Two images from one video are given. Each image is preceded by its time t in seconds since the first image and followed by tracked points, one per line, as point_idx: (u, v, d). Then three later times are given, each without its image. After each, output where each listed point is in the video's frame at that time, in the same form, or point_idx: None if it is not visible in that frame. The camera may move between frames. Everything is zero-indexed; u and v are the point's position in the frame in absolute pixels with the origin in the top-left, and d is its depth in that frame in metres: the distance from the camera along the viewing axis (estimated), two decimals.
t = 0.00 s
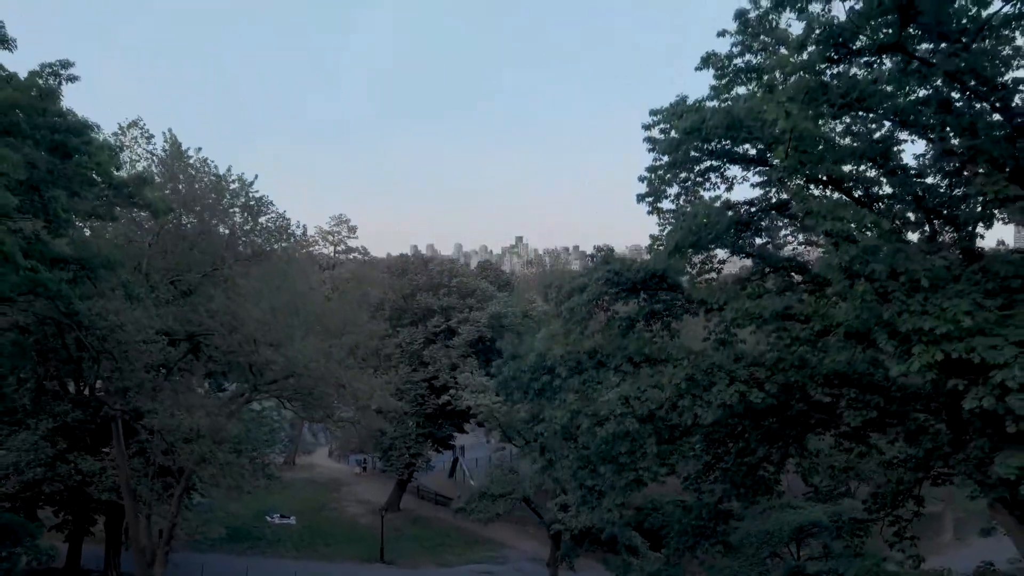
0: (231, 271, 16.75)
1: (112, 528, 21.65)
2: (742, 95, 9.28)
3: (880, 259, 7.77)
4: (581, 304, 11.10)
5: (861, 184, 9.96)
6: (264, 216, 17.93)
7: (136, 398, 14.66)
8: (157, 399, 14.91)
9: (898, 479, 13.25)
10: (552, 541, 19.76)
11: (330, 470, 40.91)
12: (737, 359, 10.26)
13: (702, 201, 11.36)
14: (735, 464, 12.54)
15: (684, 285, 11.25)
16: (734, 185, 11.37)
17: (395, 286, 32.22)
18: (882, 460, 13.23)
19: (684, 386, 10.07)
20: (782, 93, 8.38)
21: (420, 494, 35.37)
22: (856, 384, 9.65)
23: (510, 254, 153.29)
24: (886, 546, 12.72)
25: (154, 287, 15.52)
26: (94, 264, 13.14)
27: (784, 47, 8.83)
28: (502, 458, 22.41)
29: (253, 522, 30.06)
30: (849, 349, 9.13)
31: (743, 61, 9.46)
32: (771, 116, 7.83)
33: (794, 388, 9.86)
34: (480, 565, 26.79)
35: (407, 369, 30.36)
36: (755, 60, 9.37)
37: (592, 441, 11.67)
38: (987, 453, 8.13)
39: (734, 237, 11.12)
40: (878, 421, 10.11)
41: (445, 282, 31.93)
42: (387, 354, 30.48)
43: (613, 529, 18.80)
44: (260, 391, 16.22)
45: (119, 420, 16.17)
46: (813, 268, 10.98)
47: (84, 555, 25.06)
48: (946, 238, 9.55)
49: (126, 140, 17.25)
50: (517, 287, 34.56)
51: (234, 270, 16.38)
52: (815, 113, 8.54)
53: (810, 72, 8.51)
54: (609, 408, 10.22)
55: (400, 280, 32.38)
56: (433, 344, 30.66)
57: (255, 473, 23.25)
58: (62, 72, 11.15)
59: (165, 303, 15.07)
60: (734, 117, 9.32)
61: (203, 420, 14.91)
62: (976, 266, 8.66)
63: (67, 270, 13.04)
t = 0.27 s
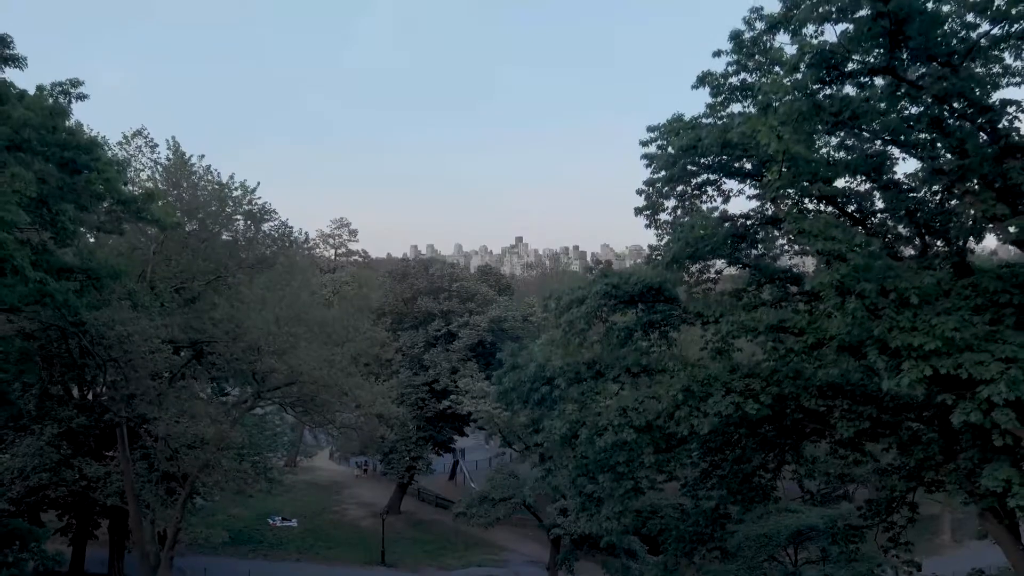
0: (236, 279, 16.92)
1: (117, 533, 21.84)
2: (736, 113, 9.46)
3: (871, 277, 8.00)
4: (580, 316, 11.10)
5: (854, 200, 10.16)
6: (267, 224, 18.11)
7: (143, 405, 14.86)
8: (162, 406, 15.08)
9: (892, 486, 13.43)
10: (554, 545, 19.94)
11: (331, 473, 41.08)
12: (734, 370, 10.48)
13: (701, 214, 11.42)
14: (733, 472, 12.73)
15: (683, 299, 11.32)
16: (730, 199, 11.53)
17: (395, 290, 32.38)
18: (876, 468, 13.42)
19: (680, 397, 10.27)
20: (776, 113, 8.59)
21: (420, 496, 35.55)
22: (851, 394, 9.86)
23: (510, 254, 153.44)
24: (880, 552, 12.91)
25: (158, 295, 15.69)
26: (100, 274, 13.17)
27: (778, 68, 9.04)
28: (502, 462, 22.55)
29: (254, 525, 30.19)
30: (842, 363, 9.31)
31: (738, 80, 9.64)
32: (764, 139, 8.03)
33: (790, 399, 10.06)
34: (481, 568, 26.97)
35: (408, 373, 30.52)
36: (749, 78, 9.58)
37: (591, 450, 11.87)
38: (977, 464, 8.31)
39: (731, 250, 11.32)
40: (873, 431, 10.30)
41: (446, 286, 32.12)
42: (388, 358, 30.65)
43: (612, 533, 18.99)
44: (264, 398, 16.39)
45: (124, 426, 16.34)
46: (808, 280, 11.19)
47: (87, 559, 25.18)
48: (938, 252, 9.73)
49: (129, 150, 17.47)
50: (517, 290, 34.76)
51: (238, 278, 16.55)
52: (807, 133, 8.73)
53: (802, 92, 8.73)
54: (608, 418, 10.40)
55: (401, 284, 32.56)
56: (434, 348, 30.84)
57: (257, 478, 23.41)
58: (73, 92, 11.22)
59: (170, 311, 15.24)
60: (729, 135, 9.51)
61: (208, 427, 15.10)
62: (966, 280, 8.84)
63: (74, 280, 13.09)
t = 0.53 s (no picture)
0: (239, 287, 17.10)
1: (120, 536, 22.04)
2: (731, 130, 9.68)
3: (862, 293, 8.20)
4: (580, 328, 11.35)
5: (847, 215, 10.36)
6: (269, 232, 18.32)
7: (148, 412, 15.07)
8: (166, 413, 15.29)
9: (886, 493, 13.64)
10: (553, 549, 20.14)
11: (333, 475, 41.30)
12: (729, 380, 10.68)
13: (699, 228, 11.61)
14: (729, 480, 12.94)
15: (679, 310, 11.62)
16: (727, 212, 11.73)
17: (396, 294, 32.59)
18: (871, 475, 13.63)
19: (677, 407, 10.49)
20: (769, 132, 8.80)
21: (421, 499, 35.76)
22: (843, 405, 10.07)
23: (511, 255, 153.57)
24: (874, 558, 13.12)
25: (162, 303, 15.88)
26: (106, 283, 13.37)
27: (772, 88, 9.25)
28: (502, 467, 22.71)
29: (256, 528, 30.39)
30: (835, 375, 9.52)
31: (734, 97, 9.85)
32: (756, 160, 8.24)
33: (784, 410, 10.27)
34: (481, 571, 27.17)
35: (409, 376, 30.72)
36: (744, 97, 9.80)
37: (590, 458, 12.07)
38: (965, 476, 8.52)
39: (727, 262, 11.52)
40: (866, 441, 10.50)
41: (446, 290, 32.33)
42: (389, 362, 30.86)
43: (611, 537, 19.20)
44: (267, 405, 16.59)
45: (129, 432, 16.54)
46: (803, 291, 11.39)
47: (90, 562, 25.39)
48: (929, 265, 9.92)
49: (133, 161, 17.76)
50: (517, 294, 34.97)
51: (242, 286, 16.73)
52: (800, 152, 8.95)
53: (795, 112, 8.94)
54: (606, 427, 10.61)
55: (402, 288, 32.76)
56: (434, 351, 31.05)
57: (260, 482, 23.61)
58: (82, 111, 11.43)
59: (175, 319, 15.43)
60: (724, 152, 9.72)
61: (212, 433, 15.31)
62: (955, 295, 9.05)
63: (81, 289, 13.24)
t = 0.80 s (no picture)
0: (242, 294, 17.27)
1: (124, 540, 22.23)
2: (726, 146, 9.87)
3: (853, 309, 8.41)
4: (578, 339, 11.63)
5: (841, 230, 10.55)
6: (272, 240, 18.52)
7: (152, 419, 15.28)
8: (170, 420, 15.47)
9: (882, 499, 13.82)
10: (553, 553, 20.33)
11: (334, 477, 41.50)
12: (725, 390, 10.88)
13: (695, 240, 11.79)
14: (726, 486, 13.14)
15: (675, 321, 11.85)
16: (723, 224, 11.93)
17: (397, 298, 32.79)
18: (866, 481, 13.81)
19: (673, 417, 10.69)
20: (763, 150, 9.00)
21: (422, 501, 35.95)
22: (837, 415, 10.26)
23: (511, 255, 153.69)
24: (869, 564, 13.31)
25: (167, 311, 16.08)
26: (112, 293, 13.59)
27: (767, 106, 9.46)
28: (502, 471, 22.87)
29: (258, 530, 30.59)
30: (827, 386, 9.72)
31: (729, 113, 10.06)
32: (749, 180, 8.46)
33: (778, 419, 10.47)
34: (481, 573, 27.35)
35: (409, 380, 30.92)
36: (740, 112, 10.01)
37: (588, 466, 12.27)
38: (954, 485, 8.72)
39: (723, 273, 11.71)
40: (860, 450, 10.69)
41: (447, 294, 32.52)
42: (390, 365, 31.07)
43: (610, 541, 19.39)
44: (270, 411, 16.78)
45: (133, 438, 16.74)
46: (799, 302, 11.59)
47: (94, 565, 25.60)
48: (921, 279, 10.10)
49: (138, 169, 17.98)
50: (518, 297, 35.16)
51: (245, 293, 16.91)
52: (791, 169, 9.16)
53: (788, 130, 9.13)
54: (604, 437, 10.81)
55: (403, 292, 32.97)
56: (435, 355, 31.25)
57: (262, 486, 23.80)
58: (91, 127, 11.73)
59: (180, 327, 15.60)
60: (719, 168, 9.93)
61: (216, 440, 15.51)
62: (946, 309, 9.25)
63: (86, 298, 13.43)
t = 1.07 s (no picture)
0: (245, 301, 17.40)
1: (127, 544, 22.40)
2: (722, 160, 10.08)
3: (845, 324, 8.61)
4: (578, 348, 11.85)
5: (835, 242, 10.75)
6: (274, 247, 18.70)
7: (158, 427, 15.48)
8: (175, 427, 15.62)
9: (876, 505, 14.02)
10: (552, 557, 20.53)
11: (335, 479, 41.69)
12: (721, 400, 11.09)
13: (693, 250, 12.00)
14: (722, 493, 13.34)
15: (672, 331, 12.07)
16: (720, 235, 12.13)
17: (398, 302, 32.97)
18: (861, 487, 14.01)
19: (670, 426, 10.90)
20: (758, 168, 9.21)
21: (423, 504, 36.15)
22: (830, 425, 10.47)
23: (511, 256, 153.85)
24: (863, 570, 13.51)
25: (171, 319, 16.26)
26: (117, 303, 13.76)
27: (762, 123, 9.69)
28: (502, 475, 23.06)
29: (259, 533, 30.77)
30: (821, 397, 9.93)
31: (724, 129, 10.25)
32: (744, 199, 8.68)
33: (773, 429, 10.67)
34: None
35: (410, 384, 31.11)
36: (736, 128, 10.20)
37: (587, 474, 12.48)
38: (944, 496, 8.93)
39: (720, 283, 11.91)
40: (853, 458, 10.89)
41: (448, 298, 32.68)
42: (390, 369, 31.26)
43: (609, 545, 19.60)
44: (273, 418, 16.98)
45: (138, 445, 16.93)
46: (794, 312, 11.79)
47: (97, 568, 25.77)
48: (913, 291, 10.30)
49: (142, 177, 18.19)
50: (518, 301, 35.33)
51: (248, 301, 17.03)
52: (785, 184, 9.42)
53: (784, 148, 9.31)
54: (603, 446, 11.01)
55: (403, 296, 33.14)
56: (435, 358, 31.43)
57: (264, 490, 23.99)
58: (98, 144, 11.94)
59: (185, 336, 15.81)
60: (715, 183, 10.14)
61: (220, 447, 15.71)
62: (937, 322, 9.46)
63: (92, 307, 13.57)
